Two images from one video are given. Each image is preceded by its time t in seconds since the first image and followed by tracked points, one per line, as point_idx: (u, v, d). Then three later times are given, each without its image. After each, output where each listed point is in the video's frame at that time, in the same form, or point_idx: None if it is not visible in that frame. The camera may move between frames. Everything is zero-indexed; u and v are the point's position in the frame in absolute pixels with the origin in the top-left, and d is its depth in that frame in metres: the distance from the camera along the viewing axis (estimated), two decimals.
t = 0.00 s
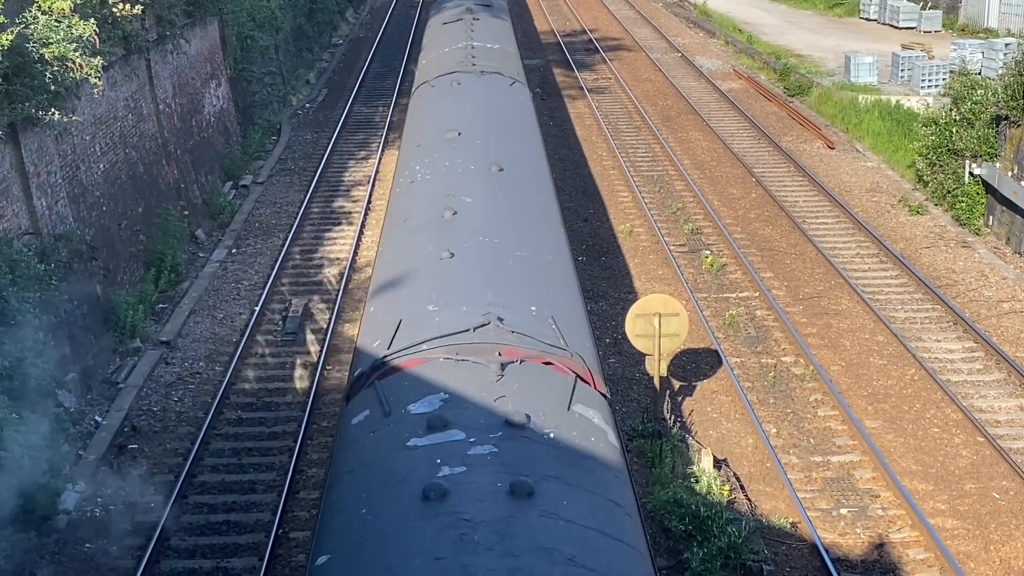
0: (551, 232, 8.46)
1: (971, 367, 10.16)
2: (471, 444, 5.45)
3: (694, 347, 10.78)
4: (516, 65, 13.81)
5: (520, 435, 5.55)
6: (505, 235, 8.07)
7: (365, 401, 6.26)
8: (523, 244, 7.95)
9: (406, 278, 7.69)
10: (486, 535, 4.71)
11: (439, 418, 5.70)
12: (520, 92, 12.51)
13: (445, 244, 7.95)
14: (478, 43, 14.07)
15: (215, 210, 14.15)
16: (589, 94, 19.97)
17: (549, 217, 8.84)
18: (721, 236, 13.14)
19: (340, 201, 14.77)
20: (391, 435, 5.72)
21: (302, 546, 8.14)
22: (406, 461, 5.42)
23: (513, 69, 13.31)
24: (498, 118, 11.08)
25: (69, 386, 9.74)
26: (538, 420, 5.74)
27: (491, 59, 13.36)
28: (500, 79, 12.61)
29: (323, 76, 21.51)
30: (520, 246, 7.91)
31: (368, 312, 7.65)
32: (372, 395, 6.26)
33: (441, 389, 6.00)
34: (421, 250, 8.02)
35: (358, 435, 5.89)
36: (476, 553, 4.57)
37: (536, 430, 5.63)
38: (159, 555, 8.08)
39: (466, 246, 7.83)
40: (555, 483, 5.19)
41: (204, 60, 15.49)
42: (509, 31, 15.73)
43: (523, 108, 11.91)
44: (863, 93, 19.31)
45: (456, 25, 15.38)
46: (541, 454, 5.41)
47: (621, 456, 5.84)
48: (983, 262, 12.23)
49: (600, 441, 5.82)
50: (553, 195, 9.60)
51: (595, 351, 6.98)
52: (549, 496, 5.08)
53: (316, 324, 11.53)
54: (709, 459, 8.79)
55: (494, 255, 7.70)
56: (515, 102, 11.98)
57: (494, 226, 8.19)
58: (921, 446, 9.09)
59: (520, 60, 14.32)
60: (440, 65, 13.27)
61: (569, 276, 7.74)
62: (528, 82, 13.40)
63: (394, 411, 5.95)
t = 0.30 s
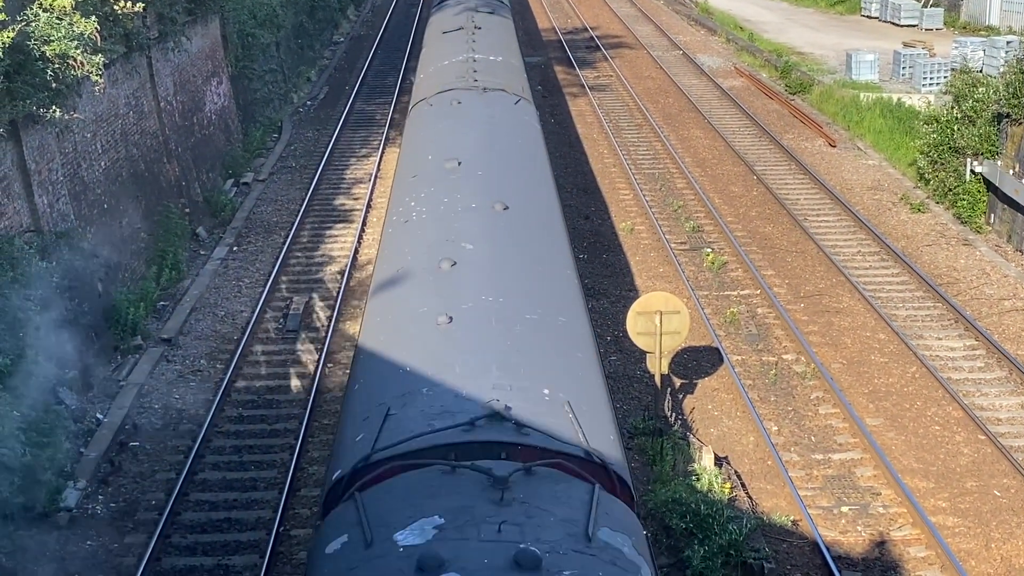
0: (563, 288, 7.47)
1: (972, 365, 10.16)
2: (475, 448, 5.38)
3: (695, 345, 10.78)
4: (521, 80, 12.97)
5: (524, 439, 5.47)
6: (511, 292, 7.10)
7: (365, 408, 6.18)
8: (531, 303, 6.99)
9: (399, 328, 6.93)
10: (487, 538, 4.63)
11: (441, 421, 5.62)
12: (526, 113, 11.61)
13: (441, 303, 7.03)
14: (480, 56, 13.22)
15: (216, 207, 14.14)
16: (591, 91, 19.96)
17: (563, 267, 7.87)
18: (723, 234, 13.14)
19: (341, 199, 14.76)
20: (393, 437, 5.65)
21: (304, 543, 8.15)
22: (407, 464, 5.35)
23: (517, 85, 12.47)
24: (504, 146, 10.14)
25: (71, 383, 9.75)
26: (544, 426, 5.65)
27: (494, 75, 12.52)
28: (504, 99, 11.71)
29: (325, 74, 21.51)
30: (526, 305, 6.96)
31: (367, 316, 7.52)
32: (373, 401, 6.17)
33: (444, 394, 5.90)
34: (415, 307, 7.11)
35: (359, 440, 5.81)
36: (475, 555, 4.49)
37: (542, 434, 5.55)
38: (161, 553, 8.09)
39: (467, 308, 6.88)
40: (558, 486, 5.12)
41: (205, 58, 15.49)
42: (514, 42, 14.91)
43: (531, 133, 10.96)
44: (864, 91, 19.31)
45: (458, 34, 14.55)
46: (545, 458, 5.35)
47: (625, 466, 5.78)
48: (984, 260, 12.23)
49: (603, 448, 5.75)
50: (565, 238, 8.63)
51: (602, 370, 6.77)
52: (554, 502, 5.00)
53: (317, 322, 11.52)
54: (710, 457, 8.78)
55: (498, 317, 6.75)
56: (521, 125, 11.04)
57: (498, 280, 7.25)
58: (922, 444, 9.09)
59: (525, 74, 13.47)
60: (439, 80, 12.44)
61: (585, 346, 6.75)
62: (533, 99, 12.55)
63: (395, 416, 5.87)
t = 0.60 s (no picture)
0: (576, 337, 6.82)
1: (973, 363, 10.15)
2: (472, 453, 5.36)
3: (696, 343, 10.78)
4: (526, 97, 12.21)
5: (520, 444, 5.44)
6: (517, 342, 6.48)
7: (363, 410, 6.16)
8: (535, 353, 6.38)
9: (393, 357, 6.54)
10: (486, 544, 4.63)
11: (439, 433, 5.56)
12: (535, 136, 10.79)
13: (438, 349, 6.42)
14: (481, 71, 12.46)
15: (217, 205, 14.15)
16: (592, 89, 19.96)
17: (575, 310, 7.22)
18: (724, 232, 13.13)
19: (342, 197, 14.76)
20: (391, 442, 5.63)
21: (304, 541, 8.15)
22: (403, 470, 5.32)
23: (521, 103, 11.71)
24: (510, 178, 9.25)
25: (73, 381, 9.77)
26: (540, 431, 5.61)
27: (497, 92, 11.75)
28: (508, 120, 10.88)
29: (326, 72, 21.51)
30: (533, 357, 6.35)
31: (367, 317, 7.47)
32: (371, 404, 6.15)
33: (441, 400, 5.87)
34: (412, 348, 6.53)
35: (356, 443, 5.80)
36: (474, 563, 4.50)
37: (538, 439, 5.52)
38: (162, 550, 8.09)
39: (470, 356, 6.30)
40: (555, 496, 5.09)
41: (206, 56, 15.49)
42: (517, 54, 14.20)
43: (539, 160, 10.11)
44: (866, 89, 19.30)
45: (459, 46, 13.77)
46: (543, 468, 5.29)
47: (625, 462, 5.71)
48: (985, 258, 12.22)
49: (601, 446, 5.70)
50: (578, 278, 7.91)
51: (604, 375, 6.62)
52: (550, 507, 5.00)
53: (319, 320, 11.52)
54: (712, 455, 8.77)
55: (503, 370, 6.14)
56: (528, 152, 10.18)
57: (499, 309, 6.85)
58: (924, 442, 9.09)
59: (530, 91, 12.71)
60: (438, 99, 11.67)
61: (601, 411, 6.06)
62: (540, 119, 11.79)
63: (393, 420, 5.86)
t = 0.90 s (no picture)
0: (579, 344, 6.68)
1: (974, 362, 10.15)
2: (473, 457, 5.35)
3: (697, 341, 10.79)
4: (532, 118, 11.41)
5: (521, 447, 5.42)
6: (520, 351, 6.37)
7: (362, 408, 6.14)
8: (536, 363, 6.26)
9: (395, 358, 6.50)
10: (487, 551, 4.65)
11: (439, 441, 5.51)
12: (542, 166, 9.93)
13: (439, 355, 6.35)
14: (483, 90, 11.65)
15: (219, 204, 14.14)
16: (593, 88, 19.94)
17: (578, 314, 7.10)
18: (725, 230, 13.12)
19: (343, 195, 14.76)
20: (392, 440, 5.63)
21: (305, 539, 8.14)
22: (401, 476, 5.28)
23: (527, 126, 10.91)
24: (517, 220, 8.35)
25: (73, 379, 9.78)
26: (542, 431, 5.58)
27: (500, 113, 10.94)
28: (511, 146, 10.07)
29: (327, 70, 21.51)
30: (534, 364, 6.25)
31: (368, 314, 7.48)
32: (373, 402, 6.13)
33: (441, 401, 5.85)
34: (413, 352, 6.47)
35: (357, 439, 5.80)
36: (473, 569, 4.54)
37: (539, 440, 5.49)
38: (163, 548, 8.08)
39: (472, 362, 6.22)
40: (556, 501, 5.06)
41: (207, 54, 15.49)
42: (521, 68, 13.36)
43: (545, 192, 9.26)
44: (867, 87, 19.29)
45: (460, 61, 12.98)
46: (545, 474, 5.25)
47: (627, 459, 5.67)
48: (986, 256, 12.21)
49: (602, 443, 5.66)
50: (579, 274, 7.87)
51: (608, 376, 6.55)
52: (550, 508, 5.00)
53: (320, 318, 11.51)
54: (713, 453, 8.75)
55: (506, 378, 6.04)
56: (533, 181, 9.38)
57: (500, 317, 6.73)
58: (925, 440, 9.08)
59: (536, 110, 11.90)
60: (435, 122, 10.88)
61: (604, 419, 5.93)
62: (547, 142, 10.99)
63: (394, 419, 5.85)
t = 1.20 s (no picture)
0: (581, 346, 6.64)
1: (976, 360, 10.15)
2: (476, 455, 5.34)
3: (699, 340, 10.79)
4: (540, 143, 10.56)
5: (523, 448, 5.40)
6: (521, 354, 6.32)
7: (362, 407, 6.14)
8: (535, 367, 6.20)
9: (397, 358, 6.47)
10: (494, 551, 4.65)
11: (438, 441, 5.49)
12: (553, 205, 8.97)
13: (440, 357, 6.29)
14: (486, 112, 10.81)
15: (220, 202, 14.15)
16: (594, 86, 19.95)
17: (579, 315, 7.07)
18: (726, 229, 13.13)
19: (344, 194, 14.76)
20: (395, 439, 5.61)
21: (306, 537, 8.14)
22: (402, 475, 5.27)
23: (534, 154, 10.06)
24: (525, 272, 7.41)
25: (75, 378, 9.80)
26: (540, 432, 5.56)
27: (505, 138, 10.10)
28: (518, 180, 9.17)
29: (328, 69, 21.51)
30: (537, 367, 6.20)
31: (370, 313, 7.45)
32: (375, 401, 6.11)
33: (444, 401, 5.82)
34: (416, 353, 6.42)
35: (359, 439, 5.78)
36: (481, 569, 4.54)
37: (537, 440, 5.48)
38: (164, 547, 8.07)
39: (475, 364, 6.17)
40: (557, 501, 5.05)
41: (209, 53, 15.49)
42: (527, 84, 12.55)
43: (557, 237, 8.29)
44: (868, 86, 19.29)
45: (461, 76, 12.15)
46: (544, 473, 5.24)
47: (630, 459, 5.67)
48: (987, 255, 12.21)
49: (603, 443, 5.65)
50: (579, 272, 7.89)
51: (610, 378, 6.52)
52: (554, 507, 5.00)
53: (321, 316, 11.50)
54: (714, 451, 8.76)
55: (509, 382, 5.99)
56: (543, 221, 8.48)
57: (498, 321, 6.68)
58: (926, 439, 9.08)
59: (544, 133, 11.06)
60: (433, 149, 10.05)
61: (607, 423, 5.89)
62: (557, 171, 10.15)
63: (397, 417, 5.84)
